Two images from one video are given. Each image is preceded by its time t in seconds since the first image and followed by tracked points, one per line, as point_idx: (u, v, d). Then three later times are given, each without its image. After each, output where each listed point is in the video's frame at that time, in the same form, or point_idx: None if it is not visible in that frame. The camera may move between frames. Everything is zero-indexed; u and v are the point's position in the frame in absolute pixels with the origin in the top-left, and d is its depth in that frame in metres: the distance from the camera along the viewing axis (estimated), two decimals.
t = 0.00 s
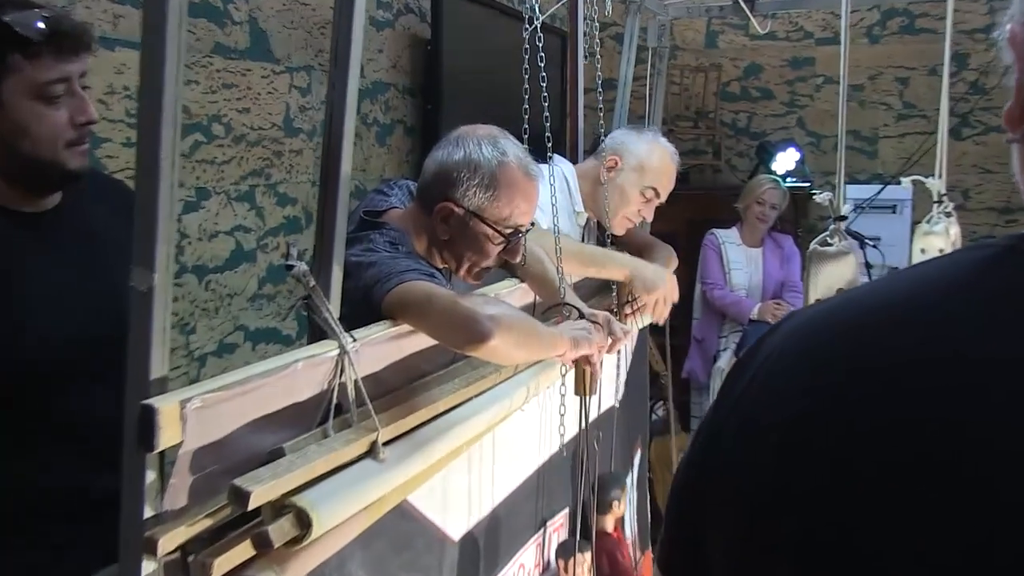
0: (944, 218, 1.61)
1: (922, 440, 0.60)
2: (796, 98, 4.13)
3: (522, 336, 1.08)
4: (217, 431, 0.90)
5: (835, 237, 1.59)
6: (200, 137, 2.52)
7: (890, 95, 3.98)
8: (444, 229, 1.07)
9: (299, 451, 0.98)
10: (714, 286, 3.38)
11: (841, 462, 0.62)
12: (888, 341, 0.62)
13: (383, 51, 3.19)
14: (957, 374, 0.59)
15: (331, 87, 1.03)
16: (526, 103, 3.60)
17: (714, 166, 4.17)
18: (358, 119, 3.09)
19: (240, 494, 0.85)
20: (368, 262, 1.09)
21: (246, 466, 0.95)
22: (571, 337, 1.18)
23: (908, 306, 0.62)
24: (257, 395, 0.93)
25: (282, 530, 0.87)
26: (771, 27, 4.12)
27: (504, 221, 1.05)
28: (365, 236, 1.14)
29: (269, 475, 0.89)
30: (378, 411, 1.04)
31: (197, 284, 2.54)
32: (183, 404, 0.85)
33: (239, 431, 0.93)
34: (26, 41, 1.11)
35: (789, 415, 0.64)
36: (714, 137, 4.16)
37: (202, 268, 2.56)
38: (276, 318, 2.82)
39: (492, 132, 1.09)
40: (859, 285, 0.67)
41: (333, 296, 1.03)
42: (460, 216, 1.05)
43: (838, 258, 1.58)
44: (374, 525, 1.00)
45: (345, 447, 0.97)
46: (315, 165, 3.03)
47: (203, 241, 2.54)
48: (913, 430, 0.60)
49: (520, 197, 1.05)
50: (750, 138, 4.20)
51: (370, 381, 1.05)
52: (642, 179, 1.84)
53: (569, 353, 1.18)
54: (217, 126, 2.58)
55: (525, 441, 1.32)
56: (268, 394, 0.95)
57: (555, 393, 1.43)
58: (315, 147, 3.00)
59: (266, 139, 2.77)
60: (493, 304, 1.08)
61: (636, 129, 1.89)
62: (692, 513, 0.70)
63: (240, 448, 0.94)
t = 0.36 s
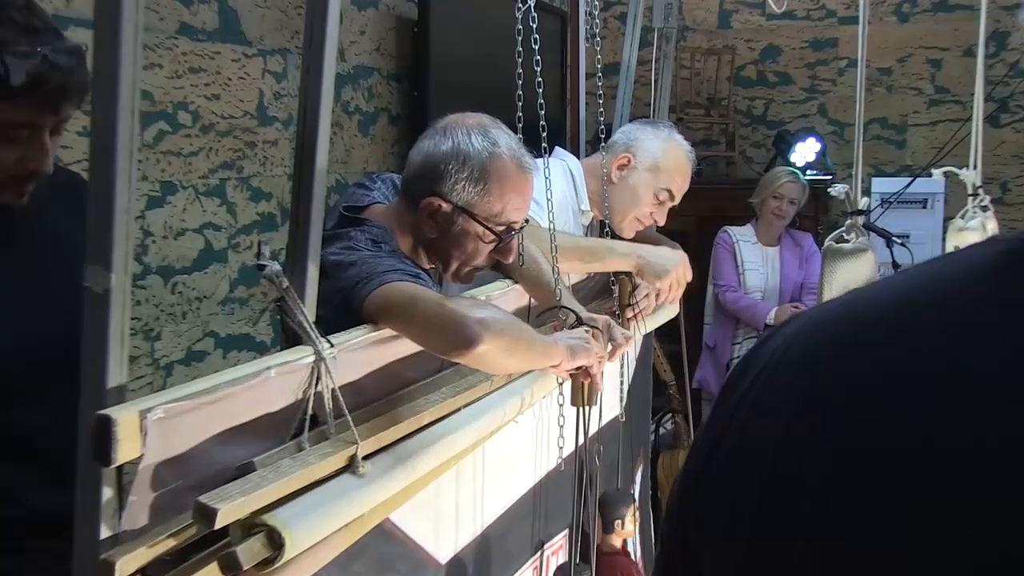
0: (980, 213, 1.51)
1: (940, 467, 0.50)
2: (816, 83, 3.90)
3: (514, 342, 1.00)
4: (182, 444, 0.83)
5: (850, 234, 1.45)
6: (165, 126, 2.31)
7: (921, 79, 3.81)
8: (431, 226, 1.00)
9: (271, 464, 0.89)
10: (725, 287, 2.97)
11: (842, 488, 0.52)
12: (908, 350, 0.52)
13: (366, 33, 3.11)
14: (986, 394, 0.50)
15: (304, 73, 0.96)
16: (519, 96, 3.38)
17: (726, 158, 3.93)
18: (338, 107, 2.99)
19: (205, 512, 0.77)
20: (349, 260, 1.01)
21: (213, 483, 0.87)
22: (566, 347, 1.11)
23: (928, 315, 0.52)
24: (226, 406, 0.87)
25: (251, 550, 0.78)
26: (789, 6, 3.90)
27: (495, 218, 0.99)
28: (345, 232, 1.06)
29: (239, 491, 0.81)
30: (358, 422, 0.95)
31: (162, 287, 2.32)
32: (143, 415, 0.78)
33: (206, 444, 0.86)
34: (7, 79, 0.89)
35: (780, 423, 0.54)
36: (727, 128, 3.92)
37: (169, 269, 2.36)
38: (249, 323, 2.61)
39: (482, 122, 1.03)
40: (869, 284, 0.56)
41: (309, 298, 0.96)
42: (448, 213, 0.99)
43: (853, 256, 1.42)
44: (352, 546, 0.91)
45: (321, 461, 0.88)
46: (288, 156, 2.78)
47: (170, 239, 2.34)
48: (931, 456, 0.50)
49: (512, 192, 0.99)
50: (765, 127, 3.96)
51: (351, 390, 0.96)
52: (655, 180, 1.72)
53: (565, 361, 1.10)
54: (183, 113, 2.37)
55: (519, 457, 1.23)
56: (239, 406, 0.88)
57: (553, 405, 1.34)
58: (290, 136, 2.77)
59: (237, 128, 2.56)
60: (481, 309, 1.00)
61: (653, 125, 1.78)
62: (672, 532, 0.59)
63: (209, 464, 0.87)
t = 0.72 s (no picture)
0: None
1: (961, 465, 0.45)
2: (848, 52, 3.28)
3: (505, 342, 0.91)
4: (133, 460, 0.71)
5: (881, 221, 1.32)
6: (114, 104, 2.25)
7: (968, 45, 3.29)
8: (412, 215, 0.95)
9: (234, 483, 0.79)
10: (745, 282, 2.48)
11: (859, 487, 0.48)
12: (924, 344, 0.47)
13: None
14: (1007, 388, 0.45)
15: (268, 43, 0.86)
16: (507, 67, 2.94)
17: (746, 138, 3.40)
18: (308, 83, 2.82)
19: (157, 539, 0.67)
20: (319, 255, 0.93)
21: (170, 502, 0.77)
22: (566, 343, 1.01)
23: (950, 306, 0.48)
24: (182, 418, 0.74)
25: None
26: None
27: (485, 205, 0.93)
28: (316, 224, 0.98)
29: (196, 513, 0.70)
30: (332, 433, 0.85)
31: (113, 285, 2.29)
32: (91, 427, 0.66)
33: (161, 460, 0.74)
34: None
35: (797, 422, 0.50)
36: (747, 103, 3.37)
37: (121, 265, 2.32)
38: (212, 327, 2.54)
39: (469, 97, 0.95)
40: (901, 274, 0.52)
41: (276, 297, 0.86)
42: (432, 198, 0.93)
43: (885, 244, 1.28)
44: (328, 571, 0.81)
45: (290, 477, 0.78)
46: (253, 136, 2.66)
47: (122, 231, 2.30)
48: (948, 454, 0.45)
49: (503, 176, 0.92)
50: (791, 102, 3.35)
51: (322, 400, 0.86)
52: (669, 170, 1.56)
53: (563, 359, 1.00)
54: (136, 90, 2.30)
55: (517, 467, 1.13)
56: (197, 418, 0.76)
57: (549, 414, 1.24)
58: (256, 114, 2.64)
59: (198, 107, 2.46)
60: (469, 307, 0.91)
61: (667, 108, 1.60)
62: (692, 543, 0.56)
63: (162, 483, 0.76)
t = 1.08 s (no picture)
0: None
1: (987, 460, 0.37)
2: (883, 14, 2.99)
3: (502, 339, 0.83)
4: (87, 471, 0.62)
5: (916, 205, 1.16)
6: (68, 74, 1.97)
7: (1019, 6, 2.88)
8: (398, 198, 0.87)
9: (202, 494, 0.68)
10: (771, 270, 2.30)
11: (884, 471, 0.39)
12: (953, 327, 0.39)
13: None
14: None
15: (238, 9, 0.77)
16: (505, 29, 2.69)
17: (771, 110, 3.05)
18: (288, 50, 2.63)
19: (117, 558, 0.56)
20: (296, 241, 0.85)
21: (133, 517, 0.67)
22: (568, 342, 0.93)
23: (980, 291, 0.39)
24: (144, 424, 0.65)
25: None
26: None
27: (478, 187, 0.85)
28: (292, 208, 0.90)
29: (161, 527, 0.60)
30: (307, 439, 0.75)
31: (67, 276, 2.00)
32: (40, 434, 0.58)
33: (120, 470, 0.65)
34: None
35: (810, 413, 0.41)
36: (772, 72, 3.01)
37: (76, 253, 2.03)
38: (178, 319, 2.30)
39: (461, 68, 0.88)
40: (937, 254, 0.42)
41: (248, 288, 0.77)
42: (419, 179, 0.85)
43: (920, 231, 1.12)
44: None
45: (262, 489, 0.67)
46: (222, 108, 2.39)
47: (77, 216, 2.01)
48: (968, 443, 0.38)
49: (499, 154, 0.85)
50: (820, 71, 3.05)
51: (299, 402, 0.77)
52: (683, 148, 1.47)
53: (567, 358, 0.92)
54: (92, 58, 2.02)
55: (516, 474, 1.05)
56: (160, 423, 0.67)
57: (552, 417, 1.15)
58: (225, 86, 2.39)
59: (161, 77, 2.20)
60: (462, 299, 0.83)
61: (682, 79, 1.51)
62: (673, 549, 0.46)
63: (124, 494, 0.65)
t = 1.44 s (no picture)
0: None
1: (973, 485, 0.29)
2: (885, 22, 2.93)
3: (497, 354, 0.81)
4: (75, 486, 0.61)
5: (916, 217, 0.99)
6: (52, 83, 1.93)
7: None
8: (390, 210, 0.88)
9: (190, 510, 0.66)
10: (770, 284, 2.27)
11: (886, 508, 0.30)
12: (949, 318, 0.30)
13: None
14: None
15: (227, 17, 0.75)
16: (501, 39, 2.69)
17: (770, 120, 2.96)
18: (277, 58, 2.59)
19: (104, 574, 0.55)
20: (286, 254, 0.84)
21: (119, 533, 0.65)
22: (560, 363, 0.92)
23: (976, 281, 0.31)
24: (132, 438, 0.64)
25: None
26: None
27: (472, 201, 0.86)
28: (282, 220, 0.90)
29: (148, 544, 0.58)
30: (297, 456, 0.73)
31: (52, 288, 1.95)
32: (27, 449, 0.57)
33: (109, 486, 0.63)
34: None
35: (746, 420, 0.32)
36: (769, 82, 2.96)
37: (60, 266, 1.98)
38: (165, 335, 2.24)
39: (455, 79, 0.88)
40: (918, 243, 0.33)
41: (236, 302, 0.76)
42: (412, 192, 0.86)
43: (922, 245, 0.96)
44: None
45: (251, 505, 0.65)
46: (213, 119, 2.37)
47: (62, 227, 1.96)
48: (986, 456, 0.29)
49: (492, 167, 0.85)
50: (820, 81, 2.99)
51: (289, 418, 0.76)
52: (679, 154, 1.45)
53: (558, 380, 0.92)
54: (77, 68, 1.98)
55: (506, 494, 1.04)
56: (147, 438, 0.65)
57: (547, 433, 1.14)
58: (214, 96, 2.36)
59: (148, 86, 2.17)
60: (456, 314, 0.81)
61: (677, 87, 1.50)
62: None
63: (111, 509, 0.64)
